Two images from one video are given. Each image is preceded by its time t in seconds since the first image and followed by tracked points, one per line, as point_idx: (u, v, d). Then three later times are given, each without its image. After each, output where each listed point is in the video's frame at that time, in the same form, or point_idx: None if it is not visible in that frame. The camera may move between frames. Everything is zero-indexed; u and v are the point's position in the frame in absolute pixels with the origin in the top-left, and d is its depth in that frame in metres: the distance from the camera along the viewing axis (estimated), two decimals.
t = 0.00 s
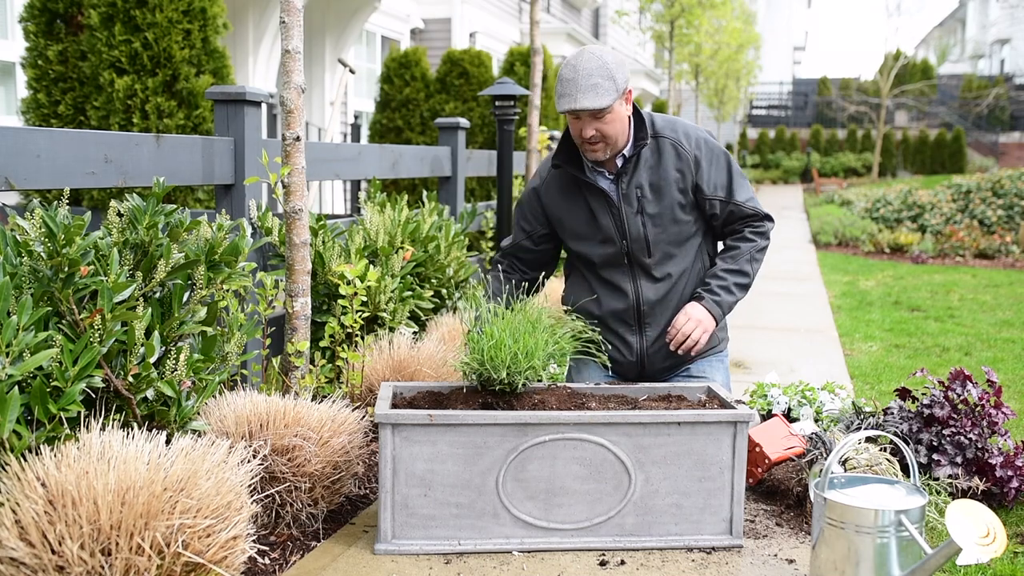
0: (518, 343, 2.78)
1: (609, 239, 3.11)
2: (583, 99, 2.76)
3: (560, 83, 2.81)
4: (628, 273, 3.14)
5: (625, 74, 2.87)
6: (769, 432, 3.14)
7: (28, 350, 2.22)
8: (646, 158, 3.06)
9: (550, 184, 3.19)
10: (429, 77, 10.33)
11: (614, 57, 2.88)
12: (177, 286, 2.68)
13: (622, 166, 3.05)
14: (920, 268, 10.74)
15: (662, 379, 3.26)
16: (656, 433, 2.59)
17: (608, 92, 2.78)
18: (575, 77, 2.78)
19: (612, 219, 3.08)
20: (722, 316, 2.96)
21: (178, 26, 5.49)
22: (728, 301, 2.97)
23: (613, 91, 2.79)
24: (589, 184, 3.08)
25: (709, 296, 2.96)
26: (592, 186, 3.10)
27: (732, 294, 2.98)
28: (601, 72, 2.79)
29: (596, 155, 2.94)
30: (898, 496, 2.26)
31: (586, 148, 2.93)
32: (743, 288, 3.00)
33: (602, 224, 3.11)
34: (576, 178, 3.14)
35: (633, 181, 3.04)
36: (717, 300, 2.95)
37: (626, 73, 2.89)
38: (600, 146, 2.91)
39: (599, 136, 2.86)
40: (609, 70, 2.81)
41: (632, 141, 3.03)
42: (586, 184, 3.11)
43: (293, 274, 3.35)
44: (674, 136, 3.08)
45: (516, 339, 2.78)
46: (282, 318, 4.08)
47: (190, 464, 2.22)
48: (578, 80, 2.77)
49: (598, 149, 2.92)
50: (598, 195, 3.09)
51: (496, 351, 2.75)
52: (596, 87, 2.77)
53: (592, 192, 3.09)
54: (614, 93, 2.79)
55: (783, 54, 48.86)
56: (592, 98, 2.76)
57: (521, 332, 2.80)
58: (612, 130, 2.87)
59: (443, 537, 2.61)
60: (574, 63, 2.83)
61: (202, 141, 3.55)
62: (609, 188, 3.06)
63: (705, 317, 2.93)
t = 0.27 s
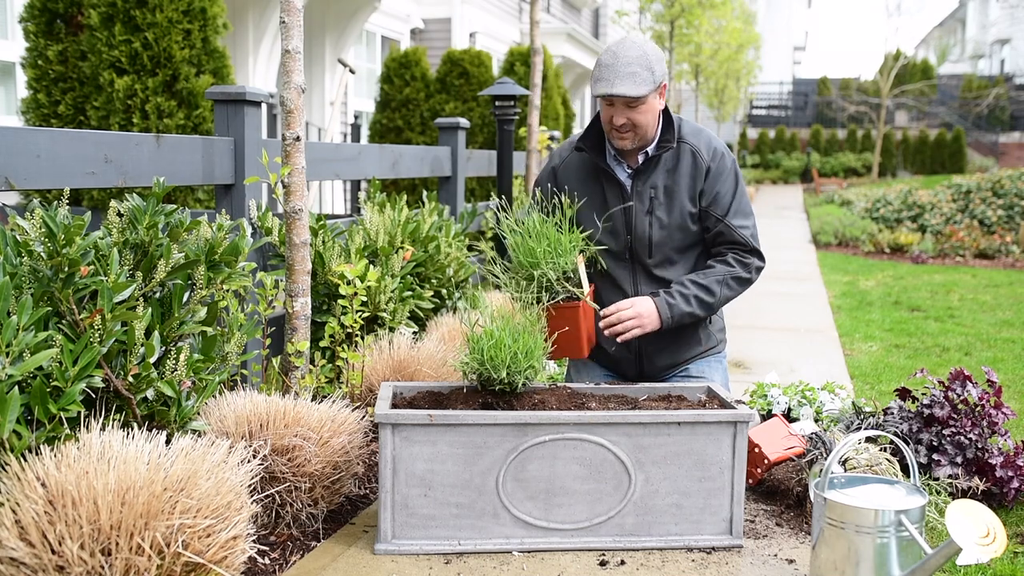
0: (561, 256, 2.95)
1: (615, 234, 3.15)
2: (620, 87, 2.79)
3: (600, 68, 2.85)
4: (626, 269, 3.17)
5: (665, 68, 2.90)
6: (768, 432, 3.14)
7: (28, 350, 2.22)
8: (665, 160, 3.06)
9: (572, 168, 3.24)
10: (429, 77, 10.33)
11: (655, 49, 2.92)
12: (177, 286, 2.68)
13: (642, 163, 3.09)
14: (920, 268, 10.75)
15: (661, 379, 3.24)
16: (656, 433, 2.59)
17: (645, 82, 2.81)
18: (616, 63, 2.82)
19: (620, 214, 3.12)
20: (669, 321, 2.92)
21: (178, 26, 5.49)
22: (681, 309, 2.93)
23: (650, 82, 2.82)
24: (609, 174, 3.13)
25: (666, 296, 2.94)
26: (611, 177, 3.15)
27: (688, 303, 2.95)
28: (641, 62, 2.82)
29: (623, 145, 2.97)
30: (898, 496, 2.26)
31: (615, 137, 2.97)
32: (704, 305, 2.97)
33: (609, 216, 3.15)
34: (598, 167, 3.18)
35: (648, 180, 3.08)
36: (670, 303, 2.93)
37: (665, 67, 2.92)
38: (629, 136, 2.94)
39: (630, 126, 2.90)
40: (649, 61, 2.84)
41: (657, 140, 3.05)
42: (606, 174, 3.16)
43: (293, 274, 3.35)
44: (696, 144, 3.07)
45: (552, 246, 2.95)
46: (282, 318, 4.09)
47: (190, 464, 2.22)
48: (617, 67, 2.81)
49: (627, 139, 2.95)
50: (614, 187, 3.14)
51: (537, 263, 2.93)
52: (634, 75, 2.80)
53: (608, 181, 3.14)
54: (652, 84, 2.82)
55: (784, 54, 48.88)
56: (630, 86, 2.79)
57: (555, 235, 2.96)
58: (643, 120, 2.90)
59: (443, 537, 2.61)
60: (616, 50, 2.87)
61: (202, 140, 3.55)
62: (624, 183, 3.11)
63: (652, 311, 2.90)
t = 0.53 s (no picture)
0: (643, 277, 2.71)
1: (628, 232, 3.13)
2: (643, 82, 2.78)
3: (619, 63, 2.84)
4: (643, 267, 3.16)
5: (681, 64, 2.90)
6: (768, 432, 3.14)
7: (28, 350, 2.23)
8: (678, 157, 3.07)
9: (582, 165, 3.20)
10: (429, 77, 10.34)
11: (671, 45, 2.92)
12: (177, 286, 2.68)
13: (656, 161, 3.08)
14: (920, 268, 10.75)
15: (662, 379, 3.24)
16: (656, 433, 2.59)
17: (666, 77, 2.81)
18: (636, 58, 2.81)
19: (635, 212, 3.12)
20: (698, 312, 2.89)
21: (178, 26, 5.49)
22: (709, 299, 2.90)
23: (671, 77, 2.82)
24: (623, 170, 3.13)
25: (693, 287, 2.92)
26: (625, 174, 3.13)
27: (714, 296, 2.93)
28: (661, 57, 2.82)
29: (639, 141, 2.96)
30: (898, 496, 2.26)
31: (632, 134, 2.96)
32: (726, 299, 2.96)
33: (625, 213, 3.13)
34: (610, 163, 3.16)
35: (662, 177, 3.08)
36: (699, 293, 2.90)
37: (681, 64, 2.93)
38: (645, 133, 2.93)
39: (648, 122, 2.89)
40: (669, 57, 2.84)
41: (670, 138, 3.05)
42: (619, 171, 3.14)
43: (293, 274, 3.35)
44: (708, 141, 3.08)
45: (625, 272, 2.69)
46: (282, 318, 4.09)
47: (190, 464, 2.22)
48: (639, 62, 2.80)
49: (643, 136, 2.94)
50: (628, 185, 3.12)
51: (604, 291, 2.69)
52: (655, 71, 2.80)
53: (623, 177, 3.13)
54: (672, 80, 2.83)
55: (783, 54, 48.90)
56: (652, 81, 2.79)
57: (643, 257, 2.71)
58: (661, 117, 2.90)
59: (443, 537, 2.61)
60: (634, 45, 2.86)
61: (202, 141, 3.55)
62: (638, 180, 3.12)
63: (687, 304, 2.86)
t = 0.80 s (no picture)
0: (634, 284, 2.69)
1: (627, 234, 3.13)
2: (640, 86, 2.78)
3: (615, 67, 2.83)
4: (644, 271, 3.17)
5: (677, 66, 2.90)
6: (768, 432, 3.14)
7: (28, 350, 2.23)
8: (675, 158, 3.07)
9: (580, 169, 3.20)
10: (429, 77, 10.34)
11: (666, 46, 2.91)
12: (177, 286, 2.68)
13: (653, 162, 3.08)
14: (920, 268, 10.75)
15: (663, 379, 3.25)
16: (655, 433, 2.59)
17: (663, 80, 2.80)
18: (632, 62, 2.80)
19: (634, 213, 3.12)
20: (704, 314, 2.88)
21: (178, 26, 5.49)
22: (713, 301, 2.91)
23: (667, 80, 2.82)
24: (621, 171, 3.12)
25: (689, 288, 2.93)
26: (623, 177, 3.13)
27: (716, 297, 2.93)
28: (658, 60, 2.81)
29: (637, 143, 2.96)
30: (898, 496, 2.26)
31: (629, 136, 2.95)
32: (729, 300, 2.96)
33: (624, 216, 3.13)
34: (609, 165, 3.15)
35: (660, 179, 3.08)
36: (702, 296, 2.90)
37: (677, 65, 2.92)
38: (642, 135, 2.93)
39: (645, 125, 2.89)
40: (665, 59, 2.83)
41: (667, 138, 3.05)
42: (617, 173, 3.14)
43: (293, 274, 3.35)
44: (705, 141, 3.08)
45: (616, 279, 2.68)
46: (282, 318, 4.09)
47: (190, 464, 2.22)
48: (635, 66, 2.79)
49: (641, 137, 2.94)
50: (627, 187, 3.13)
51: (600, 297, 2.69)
52: (651, 74, 2.79)
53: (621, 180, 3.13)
54: (669, 82, 2.82)
55: (783, 54, 48.92)
56: (648, 85, 2.79)
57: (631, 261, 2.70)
58: (658, 119, 2.89)
59: (443, 537, 2.61)
60: (630, 48, 2.85)
61: (202, 141, 3.55)
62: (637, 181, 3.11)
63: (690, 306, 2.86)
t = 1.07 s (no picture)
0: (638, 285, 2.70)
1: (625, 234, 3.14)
2: (636, 87, 2.78)
3: (610, 68, 2.82)
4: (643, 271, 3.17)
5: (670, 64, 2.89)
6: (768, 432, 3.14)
7: (28, 350, 2.23)
8: (672, 157, 3.07)
9: (575, 169, 3.20)
10: (429, 77, 10.34)
11: (661, 45, 2.90)
12: (177, 286, 2.68)
13: (650, 161, 3.08)
14: (920, 268, 10.74)
15: (663, 379, 3.25)
16: (656, 432, 2.59)
17: (658, 80, 2.80)
18: (626, 64, 2.79)
19: (632, 213, 3.13)
20: (714, 305, 2.88)
21: (178, 26, 5.48)
22: (721, 291, 2.90)
23: (662, 80, 2.81)
24: (617, 172, 3.12)
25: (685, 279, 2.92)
26: (620, 177, 3.13)
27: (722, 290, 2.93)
28: (652, 60, 2.80)
29: (634, 142, 2.96)
30: (898, 496, 2.26)
31: (626, 136, 2.95)
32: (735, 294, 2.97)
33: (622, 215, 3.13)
34: (605, 166, 3.15)
35: (657, 178, 3.08)
36: (711, 286, 2.89)
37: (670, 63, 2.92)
38: (639, 134, 2.93)
39: (642, 125, 2.89)
40: (659, 59, 2.83)
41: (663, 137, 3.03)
42: (614, 173, 3.14)
43: (293, 274, 3.35)
44: (701, 138, 3.08)
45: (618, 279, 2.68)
46: (282, 318, 4.09)
47: (190, 464, 2.22)
48: (629, 68, 2.79)
49: (638, 137, 2.94)
50: (624, 187, 3.13)
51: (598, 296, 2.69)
52: (646, 75, 2.79)
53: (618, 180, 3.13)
54: (663, 82, 2.82)
55: (783, 54, 48.93)
56: (643, 86, 2.78)
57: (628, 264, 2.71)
58: (654, 119, 2.89)
59: (443, 537, 2.61)
60: (624, 49, 2.84)
61: (202, 141, 3.55)
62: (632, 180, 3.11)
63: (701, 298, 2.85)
